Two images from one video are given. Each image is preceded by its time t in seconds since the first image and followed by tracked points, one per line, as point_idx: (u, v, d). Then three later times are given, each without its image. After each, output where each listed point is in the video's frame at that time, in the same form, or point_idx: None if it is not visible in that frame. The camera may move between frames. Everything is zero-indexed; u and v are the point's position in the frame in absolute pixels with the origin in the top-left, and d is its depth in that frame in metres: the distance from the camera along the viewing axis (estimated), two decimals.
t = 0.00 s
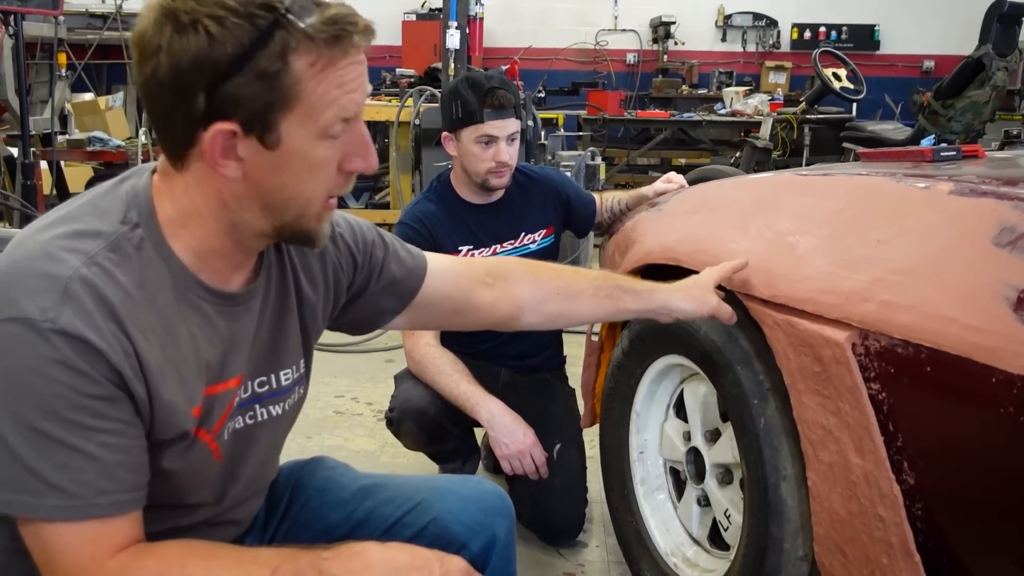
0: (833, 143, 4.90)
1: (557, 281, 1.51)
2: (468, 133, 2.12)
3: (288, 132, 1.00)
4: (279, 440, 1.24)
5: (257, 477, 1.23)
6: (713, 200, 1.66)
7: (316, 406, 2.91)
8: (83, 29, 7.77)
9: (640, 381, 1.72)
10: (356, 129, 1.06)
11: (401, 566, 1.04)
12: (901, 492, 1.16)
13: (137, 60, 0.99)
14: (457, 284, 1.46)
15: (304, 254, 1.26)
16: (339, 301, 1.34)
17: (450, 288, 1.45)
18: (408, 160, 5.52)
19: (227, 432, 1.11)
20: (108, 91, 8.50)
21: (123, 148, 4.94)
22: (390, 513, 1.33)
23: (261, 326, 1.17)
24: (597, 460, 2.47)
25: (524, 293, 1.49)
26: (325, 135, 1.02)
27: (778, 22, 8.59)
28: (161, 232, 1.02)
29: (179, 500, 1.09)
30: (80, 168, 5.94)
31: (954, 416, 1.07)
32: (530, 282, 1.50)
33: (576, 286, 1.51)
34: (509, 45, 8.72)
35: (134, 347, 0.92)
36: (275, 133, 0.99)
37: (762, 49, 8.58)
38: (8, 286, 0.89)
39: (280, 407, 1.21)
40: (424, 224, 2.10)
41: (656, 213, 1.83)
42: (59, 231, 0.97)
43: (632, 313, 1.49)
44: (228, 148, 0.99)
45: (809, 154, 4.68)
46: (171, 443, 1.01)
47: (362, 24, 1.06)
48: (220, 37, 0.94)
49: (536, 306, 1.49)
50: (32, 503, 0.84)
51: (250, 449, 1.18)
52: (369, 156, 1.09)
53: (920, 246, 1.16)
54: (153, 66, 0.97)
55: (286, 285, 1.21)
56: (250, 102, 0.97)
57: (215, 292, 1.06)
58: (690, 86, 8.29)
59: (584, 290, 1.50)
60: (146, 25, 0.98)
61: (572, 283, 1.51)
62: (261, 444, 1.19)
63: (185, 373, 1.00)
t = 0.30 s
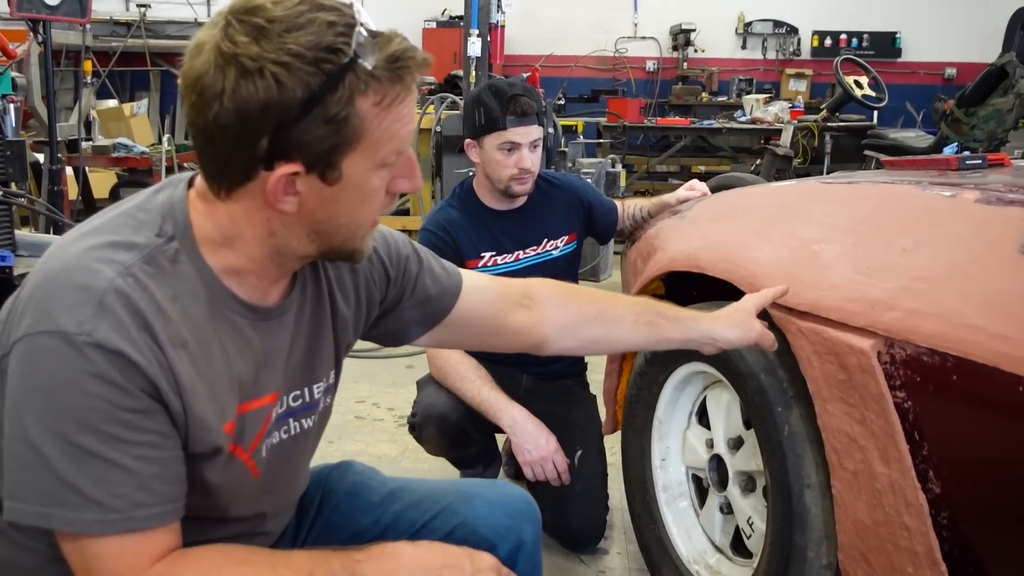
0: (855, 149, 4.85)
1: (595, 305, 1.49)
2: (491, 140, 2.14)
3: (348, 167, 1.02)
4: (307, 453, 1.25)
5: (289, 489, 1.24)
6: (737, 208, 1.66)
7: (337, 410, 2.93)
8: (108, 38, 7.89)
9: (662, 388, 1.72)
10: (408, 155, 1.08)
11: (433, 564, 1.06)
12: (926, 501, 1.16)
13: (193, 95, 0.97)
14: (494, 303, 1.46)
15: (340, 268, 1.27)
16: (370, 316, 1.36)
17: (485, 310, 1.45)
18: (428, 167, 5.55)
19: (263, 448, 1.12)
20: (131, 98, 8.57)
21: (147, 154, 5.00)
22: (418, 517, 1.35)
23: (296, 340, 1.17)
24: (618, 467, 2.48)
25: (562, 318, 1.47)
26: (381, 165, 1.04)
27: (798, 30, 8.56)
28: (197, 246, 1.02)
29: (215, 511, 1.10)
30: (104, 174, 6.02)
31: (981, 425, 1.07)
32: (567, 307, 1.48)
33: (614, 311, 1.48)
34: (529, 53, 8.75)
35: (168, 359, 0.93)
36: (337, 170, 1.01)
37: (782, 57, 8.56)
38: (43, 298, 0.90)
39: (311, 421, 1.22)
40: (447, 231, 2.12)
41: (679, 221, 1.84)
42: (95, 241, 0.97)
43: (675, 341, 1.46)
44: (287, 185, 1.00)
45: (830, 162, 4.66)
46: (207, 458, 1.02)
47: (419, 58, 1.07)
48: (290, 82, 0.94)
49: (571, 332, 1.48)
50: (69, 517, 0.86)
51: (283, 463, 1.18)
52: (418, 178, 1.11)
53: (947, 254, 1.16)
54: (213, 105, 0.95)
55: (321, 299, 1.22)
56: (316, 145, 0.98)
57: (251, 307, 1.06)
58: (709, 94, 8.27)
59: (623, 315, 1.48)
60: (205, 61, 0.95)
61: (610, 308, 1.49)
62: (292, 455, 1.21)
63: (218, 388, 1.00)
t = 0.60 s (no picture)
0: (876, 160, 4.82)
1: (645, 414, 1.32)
2: (516, 154, 2.16)
3: (404, 208, 0.97)
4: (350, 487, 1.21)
5: (327, 522, 1.19)
6: (762, 222, 1.68)
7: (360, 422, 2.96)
8: (134, 53, 8.03)
9: (688, 401, 1.73)
10: (467, 203, 1.04)
11: None
12: (958, 516, 1.15)
13: (255, 127, 0.95)
14: (540, 383, 1.34)
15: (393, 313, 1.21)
16: (418, 366, 1.28)
17: (529, 394, 1.33)
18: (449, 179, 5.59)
19: (311, 486, 1.08)
20: (155, 112, 8.67)
21: (171, 167, 5.04)
22: (448, 537, 1.36)
23: (346, 380, 1.12)
24: (642, 479, 2.47)
25: (609, 415, 1.33)
26: (438, 210, 1.00)
27: (818, 40, 8.55)
28: (256, 274, 1.00)
29: (257, 538, 1.07)
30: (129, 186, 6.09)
31: (1012, 440, 1.07)
32: (616, 405, 1.33)
33: (663, 419, 1.33)
34: (548, 65, 8.80)
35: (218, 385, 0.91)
36: (392, 210, 0.97)
37: (801, 68, 8.55)
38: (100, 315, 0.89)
39: (356, 459, 1.17)
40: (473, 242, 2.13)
41: (704, 234, 1.86)
42: (156, 262, 0.97)
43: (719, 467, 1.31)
44: (342, 222, 0.96)
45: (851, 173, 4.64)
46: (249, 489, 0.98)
47: (485, 103, 1.02)
48: (349, 120, 0.90)
49: (612, 432, 1.33)
50: (109, 535, 0.83)
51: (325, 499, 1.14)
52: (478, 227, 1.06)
53: (977, 268, 1.17)
54: (273, 138, 0.92)
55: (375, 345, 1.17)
56: (372, 184, 0.94)
57: (303, 342, 1.03)
58: (729, 105, 8.26)
59: (672, 425, 1.32)
60: (269, 94, 0.93)
61: (661, 416, 1.33)
62: (338, 490, 1.17)
63: (264, 420, 0.97)
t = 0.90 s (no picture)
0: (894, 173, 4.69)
1: (717, 532, 1.36)
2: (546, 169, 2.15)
3: (524, 261, 0.99)
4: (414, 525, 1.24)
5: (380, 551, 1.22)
6: (791, 237, 1.69)
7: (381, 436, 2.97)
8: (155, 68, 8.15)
9: (717, 416, 1.73)
10: (582, 265, 1.06)
11: None
12: (995, 531, 1.15)
13: (390, 174, 0.98)
14: (622, 477, 1.37)
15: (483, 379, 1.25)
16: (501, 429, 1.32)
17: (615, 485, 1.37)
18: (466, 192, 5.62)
19: (381, 527, 1.12)
20: (175, 127, 8.78)
21: (192, 180, 5.07)
22: (489, 557, 1.44)
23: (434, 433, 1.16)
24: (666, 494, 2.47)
25: (682, 520, 1.36)
26: (557, 268, 1.02)
27: (833, 53, 8.55)
28: (368, 317, 1.05)
29: (315, 559, 1.12)
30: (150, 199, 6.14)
31: None
32: (692, 513, 1.36)
33: (732, 537, 1.36)
34: (564, 78, 8.85)
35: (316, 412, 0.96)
36: (513, 261, 0.99)
37: (817, 80, 8.55)
38: (220, 325, 0.93)
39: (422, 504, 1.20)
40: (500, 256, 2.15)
41: (731, 248, 1.87)
42: (277, 285, 1.03)
43: None
44: (464, 270, 0.99)
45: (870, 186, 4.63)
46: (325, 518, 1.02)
47: (610, 163, 1.05)
48: (484, 169, 0.93)
49: (676, 536, 1.37)
50: (189, 543, 0.86)
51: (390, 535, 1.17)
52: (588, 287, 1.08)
53: (1012, 284, 1.17)
54: (408, 184, 0.95)
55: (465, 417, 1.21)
56: (497, 234, 0.95)
57: (401, 390, 1.07)
58: (745, 117, 8.26)
59: (739, 544, 1.36)
60: (405, 143, 0.97)
61: (734, 536, 1.36)
62: (401, 533, 1.21)
63: (351, 456, 1.03)
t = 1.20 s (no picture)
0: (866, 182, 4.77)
1: (726, 534, 1.38)
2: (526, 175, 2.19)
3: (563, 268, 1.05)
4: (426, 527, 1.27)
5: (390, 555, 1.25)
6: (771, 240, 1.72)
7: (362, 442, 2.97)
8: (128, 76, 8.06)
9: (698, 417, 1.75)
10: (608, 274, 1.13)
11: None
12: (973, 524, 1.18)
13: (437, 186, 1.02)
14: (631, 483, 1.40)
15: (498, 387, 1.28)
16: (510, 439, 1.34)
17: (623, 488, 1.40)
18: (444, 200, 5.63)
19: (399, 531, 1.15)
20: (147, 135, 8.68)
21: (168, 188, 5.02)
22: (480, 551, 1.44)
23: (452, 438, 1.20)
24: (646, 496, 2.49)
25: (691, 524, 1.39)
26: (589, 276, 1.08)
27: (805, 63, 8.70)
28: (393, 322, 1.10)
29: (328, 562, 1.14)
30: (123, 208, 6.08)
31: None
32: (700, 516, 1.39)
33: (743, 541, 1.37)
34: (539, 88, 8.91)
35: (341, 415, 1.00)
36: (554, 270, 1.04)
37: (789, 90, 8.69)
38: (253, 324, 0.98)
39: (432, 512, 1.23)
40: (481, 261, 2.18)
41: (712, 251, 1.90)
42: (307, 288, 1.07)
43: None
44: (505, 279, 1.03)
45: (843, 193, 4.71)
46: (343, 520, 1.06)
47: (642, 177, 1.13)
48: (535, 181, 0.99)
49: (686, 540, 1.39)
50: (214, 540, 0.90)
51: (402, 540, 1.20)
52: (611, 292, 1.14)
53: (989, 282, 1.20)
54: (457, 195, 1.00)
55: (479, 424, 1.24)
56: (543, 244, 1.01)
57: (423, 397, 1.11)
58: (718, 127, 8.37)
59: (750, 548, 1.37)
60: (455, 156, 1.02)
61: (742, 537, 1.38)
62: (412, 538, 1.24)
63: (375, 460, 1.06)
